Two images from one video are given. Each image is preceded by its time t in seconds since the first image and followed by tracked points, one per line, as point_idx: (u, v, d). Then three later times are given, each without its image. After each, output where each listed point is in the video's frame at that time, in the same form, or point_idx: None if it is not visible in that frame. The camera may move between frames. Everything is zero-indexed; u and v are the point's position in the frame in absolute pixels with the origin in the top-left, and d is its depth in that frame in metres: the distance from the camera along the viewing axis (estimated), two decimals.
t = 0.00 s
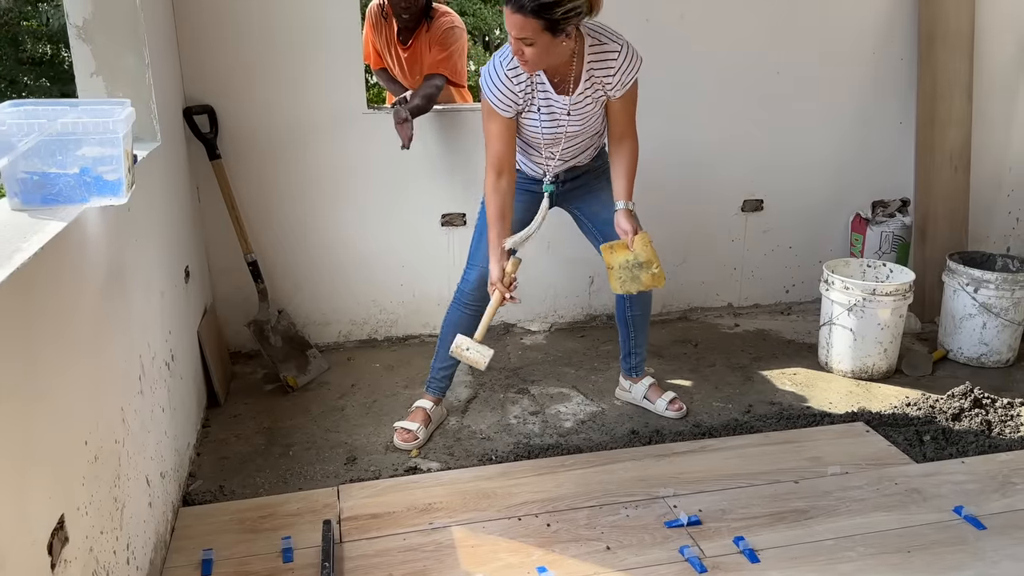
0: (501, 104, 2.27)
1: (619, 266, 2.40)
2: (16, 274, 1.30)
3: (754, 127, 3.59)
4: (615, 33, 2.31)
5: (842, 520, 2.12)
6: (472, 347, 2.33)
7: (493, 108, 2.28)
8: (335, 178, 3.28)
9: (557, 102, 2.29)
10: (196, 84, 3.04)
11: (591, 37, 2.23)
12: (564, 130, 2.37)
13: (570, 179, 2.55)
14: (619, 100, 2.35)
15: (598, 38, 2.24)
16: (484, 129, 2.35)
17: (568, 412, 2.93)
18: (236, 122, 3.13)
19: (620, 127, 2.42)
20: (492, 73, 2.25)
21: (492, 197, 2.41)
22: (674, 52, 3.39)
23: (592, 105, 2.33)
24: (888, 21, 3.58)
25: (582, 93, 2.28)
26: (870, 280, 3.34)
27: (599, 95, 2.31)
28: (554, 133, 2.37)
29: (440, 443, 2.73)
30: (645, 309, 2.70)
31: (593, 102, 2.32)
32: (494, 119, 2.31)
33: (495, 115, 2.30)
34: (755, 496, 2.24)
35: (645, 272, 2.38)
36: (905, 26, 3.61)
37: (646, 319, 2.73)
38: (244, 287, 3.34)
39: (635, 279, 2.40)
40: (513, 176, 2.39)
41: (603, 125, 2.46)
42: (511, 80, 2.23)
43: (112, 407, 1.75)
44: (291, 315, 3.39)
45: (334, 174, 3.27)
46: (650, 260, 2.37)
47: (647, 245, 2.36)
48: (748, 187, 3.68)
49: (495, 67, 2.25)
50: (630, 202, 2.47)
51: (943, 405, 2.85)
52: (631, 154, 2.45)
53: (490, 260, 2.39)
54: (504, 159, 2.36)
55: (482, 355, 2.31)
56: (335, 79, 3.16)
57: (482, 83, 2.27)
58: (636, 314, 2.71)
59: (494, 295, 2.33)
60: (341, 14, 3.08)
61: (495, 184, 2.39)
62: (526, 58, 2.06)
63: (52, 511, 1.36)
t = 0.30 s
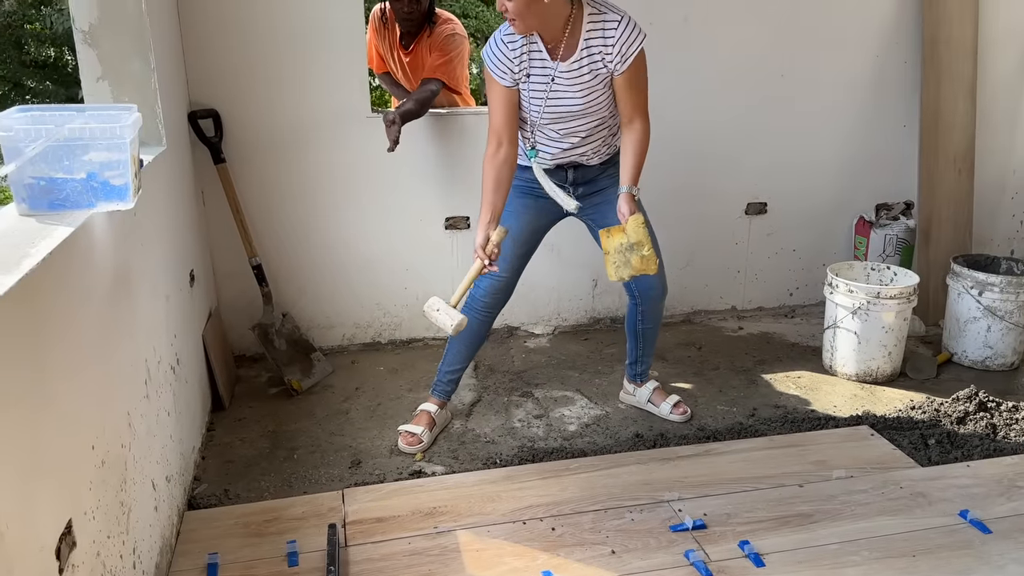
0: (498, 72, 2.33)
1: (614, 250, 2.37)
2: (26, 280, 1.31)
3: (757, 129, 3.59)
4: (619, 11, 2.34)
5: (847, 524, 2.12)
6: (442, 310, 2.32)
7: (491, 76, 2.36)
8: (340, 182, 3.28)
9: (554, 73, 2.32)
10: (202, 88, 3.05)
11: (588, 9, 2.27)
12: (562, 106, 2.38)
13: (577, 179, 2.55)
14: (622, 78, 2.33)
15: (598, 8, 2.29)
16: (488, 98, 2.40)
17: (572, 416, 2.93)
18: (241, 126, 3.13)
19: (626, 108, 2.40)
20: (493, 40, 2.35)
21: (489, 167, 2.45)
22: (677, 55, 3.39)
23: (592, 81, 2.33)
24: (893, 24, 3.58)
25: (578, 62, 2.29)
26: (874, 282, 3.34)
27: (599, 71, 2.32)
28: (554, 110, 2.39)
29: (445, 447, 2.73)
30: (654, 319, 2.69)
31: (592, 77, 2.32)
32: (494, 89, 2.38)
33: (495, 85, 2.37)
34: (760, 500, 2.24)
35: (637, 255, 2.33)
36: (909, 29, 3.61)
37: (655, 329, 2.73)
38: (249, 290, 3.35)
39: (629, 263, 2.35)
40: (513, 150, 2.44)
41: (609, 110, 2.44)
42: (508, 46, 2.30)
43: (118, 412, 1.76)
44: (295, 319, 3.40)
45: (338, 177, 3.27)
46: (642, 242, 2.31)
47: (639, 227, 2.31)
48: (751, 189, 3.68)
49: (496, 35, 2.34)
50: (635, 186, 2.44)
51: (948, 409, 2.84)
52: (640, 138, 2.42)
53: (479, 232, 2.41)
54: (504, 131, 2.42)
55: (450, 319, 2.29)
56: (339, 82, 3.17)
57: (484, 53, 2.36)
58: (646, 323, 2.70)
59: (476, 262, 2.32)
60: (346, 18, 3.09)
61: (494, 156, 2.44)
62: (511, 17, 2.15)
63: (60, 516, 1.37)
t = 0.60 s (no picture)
0: (495, 78, 2.36)
1: (616, 249, 2.39)
2: (33, 283, 1.31)
3: (760, 131, 3.59)
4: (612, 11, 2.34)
5: (851, 527, 2.12)
6: (441, 315, 2.35)
7: (488, 84, 2.39)
8: (343, 184, 3.29)
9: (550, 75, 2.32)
10: (206, 92, 3.06)
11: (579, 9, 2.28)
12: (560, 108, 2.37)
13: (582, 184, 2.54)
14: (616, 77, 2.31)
15: (589, 9, 2.30)
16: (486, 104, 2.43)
17: (575, 418, 2.93)
18: (245, 129, 3.14)
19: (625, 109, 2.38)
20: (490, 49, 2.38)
21: (491, 172, 2.47)
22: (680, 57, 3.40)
23: (588, 81, 2.32)
24: (895, 26, 3.59)
25: (571, 63, 2.29)
26: (877, 285, 3.34)
27: (594, 71, 2.31)
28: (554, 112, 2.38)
29: (448, 450, 2.73)
30: (659, 323, 2.68)
31: (587, 78, 2.31)
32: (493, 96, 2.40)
33: (493, 92, 2.39)
34: (764, 503, 2.24)
35: (639, 251, 2.35)
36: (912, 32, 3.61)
37: (661, 333, 2.72)
38: (253, 293, 3.35)
39: (631, 261, 2.36)
40: (513, 155, 2.46)
41: (609, 110, 2.43)
42: (503, 52, 2.32)
43: (124, 414, 1.76)
44: (299, 321, 3.41)
45: (342, 180, 3.28)
46: (643, 238, 2.34)
47: (640, 223, 2.34)
48: (754, 192, 3.68)
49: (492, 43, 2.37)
50: (638, 185, 2.43)
51: (952, 411, 2.84)
52: (642, 134, 2.40)
53: (479, 236, 2.46)
54: (503, 136, 2.44)
55: (449, 323, 2.32)
56: (342, 85, 3.18)
57: (482, 60, 2.39)
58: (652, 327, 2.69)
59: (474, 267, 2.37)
60: (349, 22, 3.10)
61: (494, 161, 2.47)
62: (508, 25, 2.15)
63: (67, 518, 1.37)
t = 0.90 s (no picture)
0: (483, 86, 2.35)
1: (608, 257, 2.38)
2: (35, 287, 1.32)
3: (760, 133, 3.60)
4: (600, 18, 2.33)
5: (851, 528, 2.12)
6: (453, 328, 2.34)
7: (475, 93, 2.38)
8: (344, 186, 3.29)
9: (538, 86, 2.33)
10: (207, 95, 3.07)
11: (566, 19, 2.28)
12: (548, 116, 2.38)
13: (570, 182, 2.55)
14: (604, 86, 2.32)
15: (578, 18, 2.29)
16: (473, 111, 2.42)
17: (576, 420, 2.93)
18: (246, 133, 3.15)
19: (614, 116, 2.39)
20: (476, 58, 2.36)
21: (481, 179, 2.47)
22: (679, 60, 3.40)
23: (577, 90, 2.33)
24: (893, 28, 3.60)
25: (560, 74, 2.30)
26: (876, 286, 3.34)
27: (583, 81, 2.31)
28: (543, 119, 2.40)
29: (449, 452, 2.73)
30: (651, 319, 2.69)
31: (575, 90, 2.32)
32: (479, 103, 2.39)
33: (479, 98, 2.38)
34: (764, 505, 2.25)
35: (632, 262, 2.35)
36: (912, 34, 3.62)
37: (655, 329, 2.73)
38: (253, 296, 3.36)
39: (625, 270, 2.37)
40: (503, 159, 2.45)
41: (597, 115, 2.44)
42: (490, 62, 2.31)
43: (125, 417, 1.77)
44: (299, 324, 3.41)
45: (342, 182, 3.29)
46: (638, 251, 2.33)
47: (634, 236, 2.33)
48: (754, 194, 3.69)
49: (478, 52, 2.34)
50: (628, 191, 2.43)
51: (952, 413, 2.84)
52: (627, 140, 2.42)
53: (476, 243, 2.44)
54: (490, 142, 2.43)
55: (465, 335, 2.31)
56: (342, 87, 3.18)
57: (468, 69, 2.37)
58: (646, 324, 2.70)
59: (477, 276, 2.36)
60: (349, 25, 3.11)
61: (485, 168, 2.46)
62: (511, 40, 2.14)
63: (69, 520, 1.37)
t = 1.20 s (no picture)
0: (506, 90, 2.27)
1: (632, 258, 2.41)
2: (32, 292, 1.32)
3: (754, 137, 3.61)
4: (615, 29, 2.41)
5: (848, 530, 2.13)
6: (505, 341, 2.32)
7: (494, 94, 2.28)
8: (340, 190, 3.29)
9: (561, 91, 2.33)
10: (202, 100, 3.06)
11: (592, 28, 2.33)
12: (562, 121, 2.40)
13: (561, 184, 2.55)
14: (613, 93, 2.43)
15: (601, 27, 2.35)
16: (484, 115, 2.33)
17: (572, 423, 2.94)
18: (241, 137, 3.15)
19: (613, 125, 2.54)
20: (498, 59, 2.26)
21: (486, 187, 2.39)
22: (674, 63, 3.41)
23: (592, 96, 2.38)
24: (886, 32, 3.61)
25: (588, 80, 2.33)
26: (871, 288, 3.36)
27: (599, 87, 2.39)
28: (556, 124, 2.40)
29: (445, 456, 2.73)
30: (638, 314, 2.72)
31: (591, 97, 2.38)
32: (494, 107, 2.31)
33: (495, 102, 2.30)
34: (761, 507, 2.25)
35: (660, 262, 2.40)
36: (905, 36, 3.64)
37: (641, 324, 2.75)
38: (248, 300, 3.35)
39: (651, 270, 2.41)
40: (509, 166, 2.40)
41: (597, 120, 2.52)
42: (518, 62, 2.24)
43: (122, 423, 1.76)
44: (295, 329, 3.41)
45: (337, 187, 3.29)
46: (666, 250, 2.40)
47: (661, 235, 2.39)
48: (749, 196, 3.70)
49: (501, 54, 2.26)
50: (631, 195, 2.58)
51: (947, 414, 2.86)
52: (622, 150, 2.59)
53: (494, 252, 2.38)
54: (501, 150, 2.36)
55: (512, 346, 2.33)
56: (337, 91, 3.18)
57: (489, 70, 2.28)
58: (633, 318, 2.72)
59: (506, 285, 2.34)
60: (343, 30, 3.11)
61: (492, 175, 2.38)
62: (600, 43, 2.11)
63: (66, 526, 1.37)
